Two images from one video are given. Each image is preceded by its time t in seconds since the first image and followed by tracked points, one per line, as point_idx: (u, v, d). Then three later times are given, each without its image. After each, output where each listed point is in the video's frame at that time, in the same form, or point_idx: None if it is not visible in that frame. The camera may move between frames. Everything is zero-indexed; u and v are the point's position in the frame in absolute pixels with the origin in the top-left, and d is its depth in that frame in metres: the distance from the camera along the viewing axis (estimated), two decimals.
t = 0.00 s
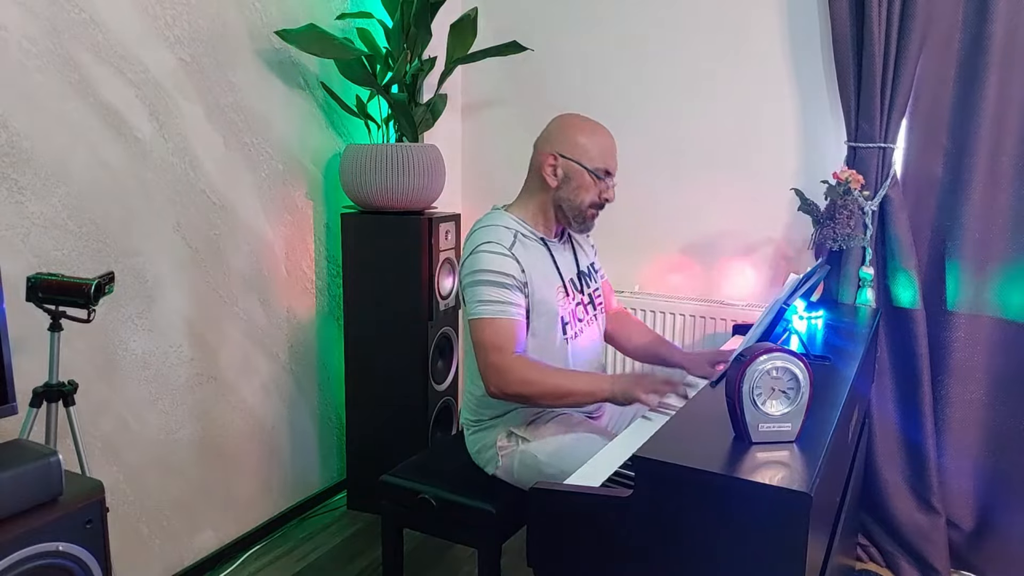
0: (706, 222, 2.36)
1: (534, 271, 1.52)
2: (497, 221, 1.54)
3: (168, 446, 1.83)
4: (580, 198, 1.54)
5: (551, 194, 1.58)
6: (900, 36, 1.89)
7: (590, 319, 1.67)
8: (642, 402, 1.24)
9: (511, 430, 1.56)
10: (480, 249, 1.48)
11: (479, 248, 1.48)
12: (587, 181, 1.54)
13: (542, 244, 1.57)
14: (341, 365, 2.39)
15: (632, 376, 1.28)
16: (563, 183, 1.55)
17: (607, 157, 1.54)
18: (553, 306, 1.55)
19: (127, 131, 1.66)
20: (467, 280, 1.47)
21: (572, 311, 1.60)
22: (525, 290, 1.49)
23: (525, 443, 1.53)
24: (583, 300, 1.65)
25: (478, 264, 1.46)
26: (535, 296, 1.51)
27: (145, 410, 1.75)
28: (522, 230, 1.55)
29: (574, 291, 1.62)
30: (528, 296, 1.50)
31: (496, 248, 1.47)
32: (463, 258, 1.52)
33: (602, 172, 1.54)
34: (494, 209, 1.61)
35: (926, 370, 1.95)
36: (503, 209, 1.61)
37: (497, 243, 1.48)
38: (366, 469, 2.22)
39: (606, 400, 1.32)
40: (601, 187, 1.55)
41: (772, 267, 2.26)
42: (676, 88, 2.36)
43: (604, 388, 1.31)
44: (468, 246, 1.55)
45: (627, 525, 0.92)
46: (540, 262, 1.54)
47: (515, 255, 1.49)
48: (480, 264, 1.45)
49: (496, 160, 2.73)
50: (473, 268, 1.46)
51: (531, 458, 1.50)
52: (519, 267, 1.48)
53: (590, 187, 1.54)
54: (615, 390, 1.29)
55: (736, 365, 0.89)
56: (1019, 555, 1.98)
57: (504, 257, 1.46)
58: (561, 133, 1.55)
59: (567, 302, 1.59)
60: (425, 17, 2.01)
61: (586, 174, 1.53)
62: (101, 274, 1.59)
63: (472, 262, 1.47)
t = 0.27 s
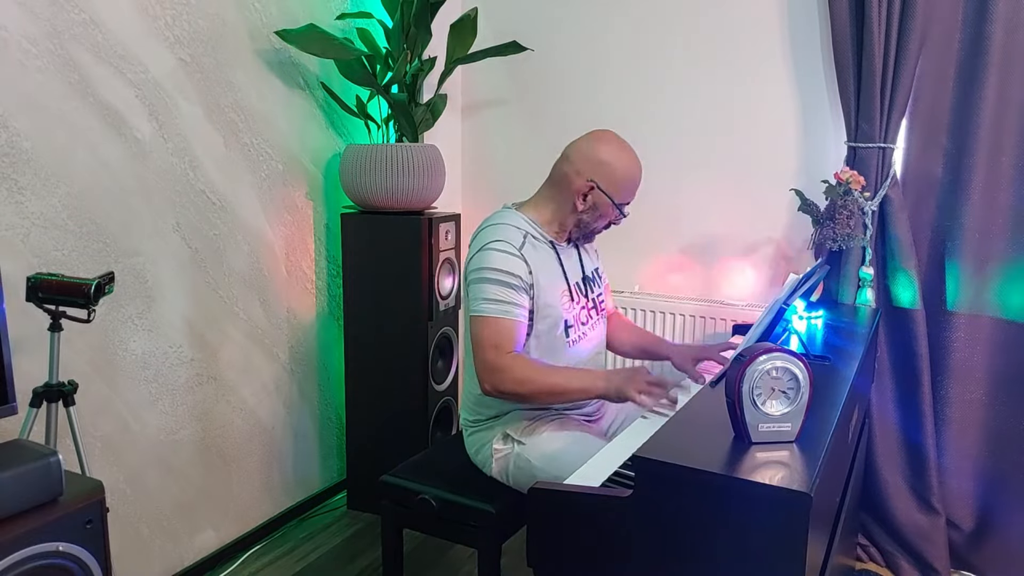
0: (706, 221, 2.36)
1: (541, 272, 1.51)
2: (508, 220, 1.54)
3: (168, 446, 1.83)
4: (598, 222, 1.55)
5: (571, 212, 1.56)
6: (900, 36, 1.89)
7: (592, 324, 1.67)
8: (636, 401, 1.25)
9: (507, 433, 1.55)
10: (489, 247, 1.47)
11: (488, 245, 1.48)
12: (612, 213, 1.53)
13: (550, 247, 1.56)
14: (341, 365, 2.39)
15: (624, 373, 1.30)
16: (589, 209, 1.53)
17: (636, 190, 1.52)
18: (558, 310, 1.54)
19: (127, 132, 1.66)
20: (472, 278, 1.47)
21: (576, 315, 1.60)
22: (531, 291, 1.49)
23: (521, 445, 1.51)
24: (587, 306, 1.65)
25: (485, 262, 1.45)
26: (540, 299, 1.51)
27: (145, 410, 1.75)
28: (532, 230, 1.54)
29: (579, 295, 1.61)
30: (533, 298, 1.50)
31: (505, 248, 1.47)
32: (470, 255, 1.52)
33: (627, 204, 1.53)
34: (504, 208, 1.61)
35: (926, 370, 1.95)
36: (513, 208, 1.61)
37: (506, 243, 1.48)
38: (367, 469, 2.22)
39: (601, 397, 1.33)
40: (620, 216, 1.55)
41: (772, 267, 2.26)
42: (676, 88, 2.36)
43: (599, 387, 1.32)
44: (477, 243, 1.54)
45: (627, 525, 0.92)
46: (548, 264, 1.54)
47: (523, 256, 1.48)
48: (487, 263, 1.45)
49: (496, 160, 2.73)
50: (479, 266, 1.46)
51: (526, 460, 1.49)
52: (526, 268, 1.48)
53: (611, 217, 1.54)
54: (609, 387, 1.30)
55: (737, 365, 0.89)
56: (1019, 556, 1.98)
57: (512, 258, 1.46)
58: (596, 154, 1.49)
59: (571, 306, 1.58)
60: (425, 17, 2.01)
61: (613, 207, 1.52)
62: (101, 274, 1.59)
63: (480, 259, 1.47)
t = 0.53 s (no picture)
0: (706, 221, 2.36)
1: (546, 274, 1.52)
2: (514, 221, 1.54)
3: (168, 446, 1.83)
4: (604, 222, 1.53)
5: (576, 212, 1.55)
6: (900, 36, 1.89)
7: (596, 326, 1.67)
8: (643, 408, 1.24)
9: (510, 434, 1.55)
10: (494, 248, 1.48)
11: (493, 246, 1.48)
12: (617, 212, 1.52)
13: (555, 249, 1.56)
14: (341, 365, 2.39)
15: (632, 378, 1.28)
16: (593, 208, 1.52)
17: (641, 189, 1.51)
18: (561, 312, 1.55)
19: (127, 132, 1.66)
20: (477, 278, 1.47)
21: (579, 318, 1.60)
22: (535, 293, 1.49)
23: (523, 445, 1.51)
24: (590, 309, 1.65)
25: (490, 262, 1.46)
26: (543, 301, 1.51)
27: (145, 410, 1.75)
28: (537, 232, 1.55)
29: (582, 298, 1.62)
30: (536, 300, 1.50)
31: (511, 249, 1.47)
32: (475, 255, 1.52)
33: (632, 204, 1.51)
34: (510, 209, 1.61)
35: (926, 370, 1.95)
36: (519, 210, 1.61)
37: (512, 244, 1.48)
38: (367, 469, 2.22)
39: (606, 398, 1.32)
40: (627, 217, 1.53)
41: (772, 267, 2.27)
42: (676, 88, 2.36)
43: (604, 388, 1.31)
44: (482, 243, 1.54)
45: (627, 525, 0.92)
46: (552, 267, 1.54)
47: (528, 257, 1.49)
48: (492, 264, 1.45)
49: (496, 160, 2.73)
50: (484, 266, 1.46)
51: (528, 460, 1.48)
52: (531, 270, 1.48)
53: (617, 217, 1.52)
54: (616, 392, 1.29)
55: (736, 365, 0.89)
56: (1019, 555, 1.98)
57: (517, 259, 1.46)
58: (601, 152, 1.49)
59: (574, 309, 1.59)
60: (425, 17, 2.01)
61: (617, 205, 1.51)
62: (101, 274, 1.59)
63: (485, 259, 1.47)
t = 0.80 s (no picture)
0: (706, 221, 2.36)
1: (550, 279, 1.51)
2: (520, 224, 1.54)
3: (168, 446, 1.83)
4: (603, 213, 1.51)
5: (574, 205, 1.55)
6: (900, 36, 1.89)
7: (601, 329, 1.66)
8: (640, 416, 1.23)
9: (513, 429, 1.55)
10: (499, 250, 1.47)
11: (497, 248, 1.47)
12: (612, 199, 1.50)
13: (561, 252, 1.56)
14: (341, 365, 2.39)
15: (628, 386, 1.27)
16: (587, 197, 1.52)
17: (635, 176, 1.49)
18: (564, 317, 1.54)
19: (127, 131, 1.66)
20: (480, 280, 1.47)
21: (583, 322, 1.60)
22: (537, 297, 1.49)
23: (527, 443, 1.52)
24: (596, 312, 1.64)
25: (493, 265, 1.45)
26: (546, 305, 1.51)
27: (145, 410, 1.75)
28: (542, 235, 1.54)
29: (588, 302, 1.61)
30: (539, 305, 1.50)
31: (514, 253, 1.47)
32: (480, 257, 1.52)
33: (627, 191, 1.49)
34: (517, 211, 1.60)
35: (926, 370, 1.95)
36: (526, 211, 1.60)
37: (516, 248, 1.48)
38: (366, 469, 2.22)
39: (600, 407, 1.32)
40: (626, 206, 1.50)
41: (772, 267, 2.26)
42: (676, 88, 2.36)
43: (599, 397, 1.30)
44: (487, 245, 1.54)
45: (627, 525, 0.92)
46: (558, 271, 1.53)
47: (532, 262, 1.48)
48: (495, 267, 1.45)
49: (496, 160, 2.73)
50: (487, 269, 1.46)
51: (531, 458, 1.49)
52: (535, 274, 1.48)
53: (614, 205, 1.50)
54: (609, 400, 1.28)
55: (736, 365, 0.89)
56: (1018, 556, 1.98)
57: (521, 264, 1.46)
58: (593, 141, 1.51)
59: (579, 313, 1.58)
60: (425, 17, 2.01)
61: (610, 190, 1.49)
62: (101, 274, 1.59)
63: (489, 262, 1.47)
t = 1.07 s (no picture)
0: (706, 221, 2.36)
1: (557, 282, 1.51)
2: (528, 227, 1.53)
3: (168, 446, 1.83)
4: (617, 234, 1.52)
5: (588, 221, 1.54)
6: (900, 36, 1.89)
7: (603, 329, 1.68)
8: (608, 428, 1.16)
9: (516, 433, 1.55)
10: (507, 253, 1.46)
11: (505, 251, 1.47)
12: (629, 226, 1.49)
13: (569, 255, 1.56)
14: (341, 365, 2.39)
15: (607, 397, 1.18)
16: (604, 218, 1.51)
17: (656, 204, 1.46)
18: (571, 318, 1.56)
19: (127, 132, 1.66)
20: (486, 281, 1.46)
21: (588, 322, 1.61)
22: (543, 301, 1.49)
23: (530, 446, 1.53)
24: (600, 312, 1.66)
25: (499, 267, 1.44)
26: (552, 309, 1.51)
27: (145, 410, 1.75)
28: (551, 238, 1.54)
29: (594, 302, 1.62)
30: (544, 307, 1.50)
31: (523, 255, 1.46)
32: (486, 259, 1.51)
33: (645, 218, 1.48)
34: (523, 214, 1.60)
35: (926, 370, 1.95)
36: (534, 214, 1.60)
37: (525, 251, 1.47)
38: (367, 469, 2.22)
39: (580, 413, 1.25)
40: (641, 230, 1.50)
41: (772, 267, 2.26)
42: (676, 88, 2.36)
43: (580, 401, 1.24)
44: (494, 246, 1.53)
45: (627, 526, 0.92)
46: (564, 274, 1.53)
47: (540, 265, 1.48)
48: (502, 269, 1.44)
49: (496, 160, 2.73)
50: (494, 270, 1.44)
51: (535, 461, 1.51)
52: (542, 277, 1.47)
53: (629, 230, 1.50)
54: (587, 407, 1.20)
55: (736, 364, 0.89)
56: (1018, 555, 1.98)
57: (528, 266, 1.45)
58: (618, 164, 1.45)
59: (585, 314, 1.59)
60: (425, 17, 2.01)
61: (628, 219, 1.48)
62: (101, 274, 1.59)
63: (496, 263, 1.46)
